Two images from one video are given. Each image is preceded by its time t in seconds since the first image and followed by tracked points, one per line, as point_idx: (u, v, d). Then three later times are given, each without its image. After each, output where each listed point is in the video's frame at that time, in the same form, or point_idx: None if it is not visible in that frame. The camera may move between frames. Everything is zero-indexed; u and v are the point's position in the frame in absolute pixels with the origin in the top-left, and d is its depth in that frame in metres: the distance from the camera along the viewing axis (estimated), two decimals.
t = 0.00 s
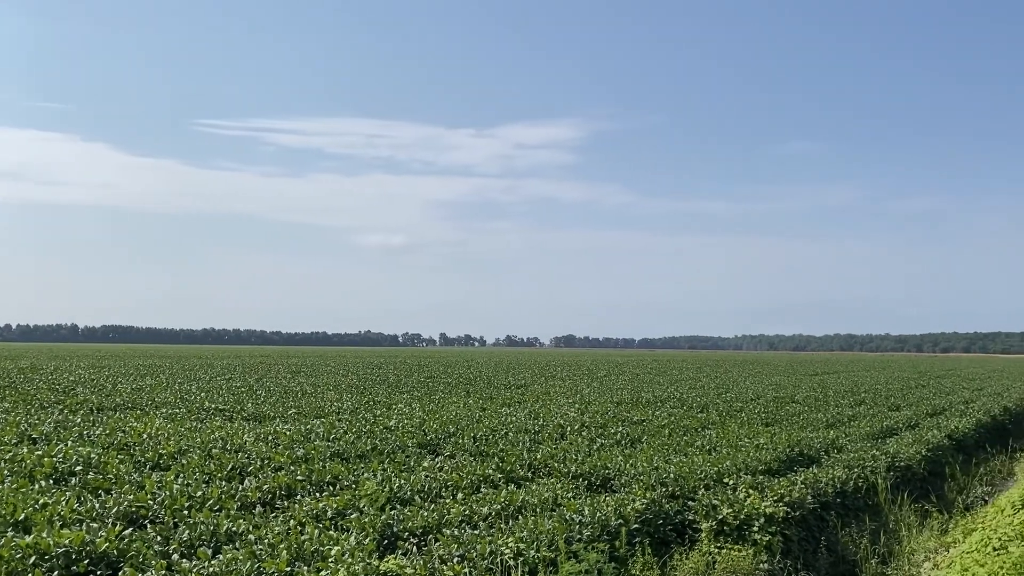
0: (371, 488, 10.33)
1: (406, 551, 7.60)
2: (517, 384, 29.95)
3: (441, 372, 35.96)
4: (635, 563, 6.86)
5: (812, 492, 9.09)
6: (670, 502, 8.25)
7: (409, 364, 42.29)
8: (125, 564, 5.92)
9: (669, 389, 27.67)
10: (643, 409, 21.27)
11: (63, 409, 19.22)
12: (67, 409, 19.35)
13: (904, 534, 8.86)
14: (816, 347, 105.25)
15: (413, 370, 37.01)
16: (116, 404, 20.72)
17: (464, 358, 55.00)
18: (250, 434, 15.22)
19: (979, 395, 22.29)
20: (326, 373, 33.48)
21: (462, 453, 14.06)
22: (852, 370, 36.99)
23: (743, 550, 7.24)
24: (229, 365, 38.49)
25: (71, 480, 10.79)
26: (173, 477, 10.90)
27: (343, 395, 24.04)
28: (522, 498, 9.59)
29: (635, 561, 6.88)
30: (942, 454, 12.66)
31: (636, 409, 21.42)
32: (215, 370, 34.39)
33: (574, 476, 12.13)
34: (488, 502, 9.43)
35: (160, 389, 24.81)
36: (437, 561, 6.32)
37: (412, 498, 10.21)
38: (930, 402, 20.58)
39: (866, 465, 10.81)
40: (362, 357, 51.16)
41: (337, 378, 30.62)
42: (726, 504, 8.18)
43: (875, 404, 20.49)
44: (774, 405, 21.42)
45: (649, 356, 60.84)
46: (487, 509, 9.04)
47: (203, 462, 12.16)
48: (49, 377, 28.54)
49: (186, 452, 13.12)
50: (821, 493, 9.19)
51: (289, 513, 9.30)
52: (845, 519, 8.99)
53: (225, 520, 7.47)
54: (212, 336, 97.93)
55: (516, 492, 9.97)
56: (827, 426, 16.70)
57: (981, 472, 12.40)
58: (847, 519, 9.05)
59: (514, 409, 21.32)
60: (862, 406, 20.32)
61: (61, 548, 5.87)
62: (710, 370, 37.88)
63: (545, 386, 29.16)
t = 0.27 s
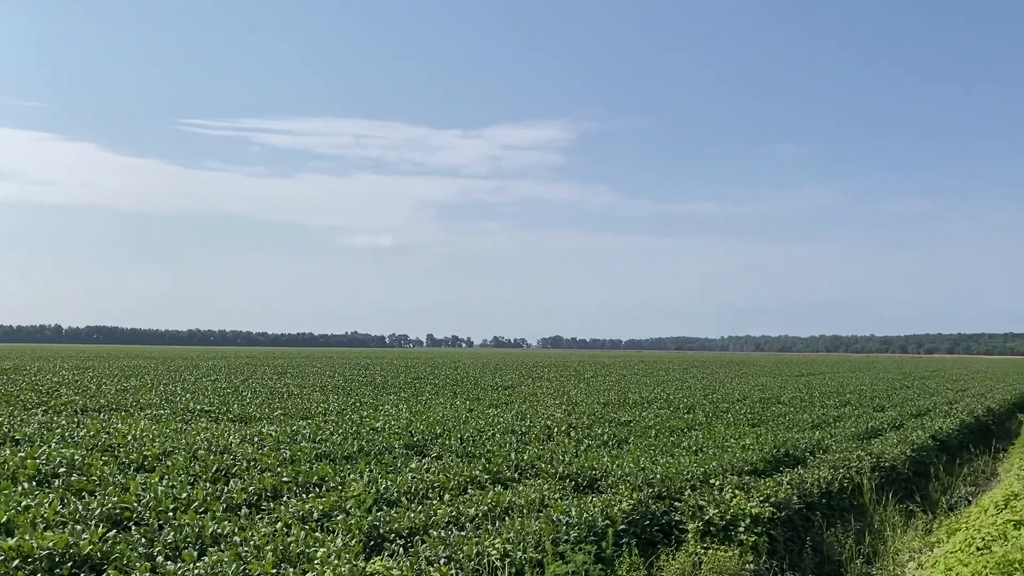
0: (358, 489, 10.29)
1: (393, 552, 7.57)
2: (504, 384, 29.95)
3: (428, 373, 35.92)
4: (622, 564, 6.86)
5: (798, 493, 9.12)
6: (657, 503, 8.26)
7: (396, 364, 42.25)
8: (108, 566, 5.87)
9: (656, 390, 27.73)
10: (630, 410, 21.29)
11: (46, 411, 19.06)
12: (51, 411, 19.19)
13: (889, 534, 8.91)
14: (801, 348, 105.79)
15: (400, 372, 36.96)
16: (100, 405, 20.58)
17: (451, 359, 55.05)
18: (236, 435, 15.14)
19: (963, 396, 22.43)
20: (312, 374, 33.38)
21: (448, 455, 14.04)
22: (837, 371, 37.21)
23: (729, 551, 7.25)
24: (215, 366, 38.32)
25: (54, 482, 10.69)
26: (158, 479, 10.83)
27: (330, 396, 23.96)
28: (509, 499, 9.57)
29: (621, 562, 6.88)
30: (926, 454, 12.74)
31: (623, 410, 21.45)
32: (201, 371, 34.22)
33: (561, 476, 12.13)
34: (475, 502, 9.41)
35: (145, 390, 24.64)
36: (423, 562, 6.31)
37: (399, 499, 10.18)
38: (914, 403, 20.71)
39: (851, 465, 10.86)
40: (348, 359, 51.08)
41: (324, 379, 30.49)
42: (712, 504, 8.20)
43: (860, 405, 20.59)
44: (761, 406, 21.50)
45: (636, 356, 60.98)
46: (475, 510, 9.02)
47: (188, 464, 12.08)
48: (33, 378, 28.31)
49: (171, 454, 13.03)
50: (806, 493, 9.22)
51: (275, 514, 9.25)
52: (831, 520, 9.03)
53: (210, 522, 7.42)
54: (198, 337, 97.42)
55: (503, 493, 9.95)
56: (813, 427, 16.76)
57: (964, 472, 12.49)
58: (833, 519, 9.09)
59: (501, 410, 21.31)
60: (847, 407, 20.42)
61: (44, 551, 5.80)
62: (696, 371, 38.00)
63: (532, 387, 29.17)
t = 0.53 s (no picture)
0: (345, 491, 10.26)
1: (380, 554, 7.55)
2: (492, 386, 29.93)
3: (416, 374, 35.88)
4: (610, 565, 6.86)
5: (784, 493, 9.16)
6: (644, 503, 8.28)
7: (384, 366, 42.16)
8: (93, 568, 5.83)
9: (644, 391, 27.77)
10: (618, 412, 21.32)
11: (31, 412, 18.91)
12: (35, 412, 19.05)
13: (874, 534, 8.95)
14: (788, 349, 106.25)
15: (389, 373, 36.86)
16: (86, 407, 20.44)
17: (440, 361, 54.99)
18: (222, 437, 15.06)
19: (948, 398, 22.57)
20: (300, 375, 33.27)
21: (436, 456, 14.01)
22: (825, 373, 37.34)
23: (716, 552, 7.27)
24: (203, 367, 38.14)
25: (39, 484, 10.61)
26: (143, 481, 10.77)
27: (318, 397, 23.88)
28: (496, 500, 9.57)
29: (609, 563, 6.89)
30: (912, 455, 12.82)
31: (611, 411, 21.47)
32: (188, 373, 34.04)
33: (549, 478, 12.13)
34: (462, 504, 9.39)
35: (132, 392, 24.49)
36: (410, 564, 6.29)
37: (386, 501, 10.16)
38: (900, 404, 20.83)
39: (837, 466, 10.91)
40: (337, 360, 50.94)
41: (312, 381, 30.40)
42: (698, 505, 8.22)
43: (846, 406, 20.70)
44: (748, 407, 21.57)
45: (625, 358, 60.61)
46: (462, 512, 9.00)
47: (174, 466, 12.02)
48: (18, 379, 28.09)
49: (157, 455, 12.96)
50: (792, 493, 9.26)
51: (262, 516, 9.21)
52: (817, 520, 9.07)
53: (196, 524, 7.38)
54: (184, 338, 96.91)
55: (491, 495, 9.94)
56: (800, 428, 16.83)
57: (949, 473, 12.58)
58: (819, 520, 9.12)
59: (489, 411, 21.29)
60: (834, 407, 20.52)
61: (28, 553, 5.75)
62: (684, 372, 38.07)
63: (520, 388, 29.15)
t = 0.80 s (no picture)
0: (332, 492, 10.22)
1: (368, 555, 7.52)
2: (480, 387, 29.90)
3: (404, 375, 35.82)
4: (597, 566, 6.86)
5: (771, 494, 9.18)
6: (632, 504, 8.28)
7: (372, 367, 42.07)
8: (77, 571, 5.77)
9: (632, 392, 27.81)
10: (606, 413, 21.30)
11: (15, 414, 18.77)
12: (20, 414, 18.90)
13: (861, 534, 8.99)
14: (775, 350, 106.61)
15: (376, 374, 36.77)
16: (71, 408, 20.29)
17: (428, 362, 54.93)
18: (209, 438, 14.98)
19: (933, 398, 22.69)
20: (287, 376, 33.15)
21: (424, 457, 13.99)
22: (811, 373, 37.56)
23: (703, 552, 7.27)
24: (189, 368, 37.95)
25: (23, 486, 10.52)
26: (129, 482, 10.69)
27: (305, 398, 23.80)
28: (484, 501, 9.55)
29: (597, 564, 6.88)
30: (898, 455, 12.88)
31: (599, 412, 21.50)
32: (174, 374, 33.84)
33: (537, 479, 12.12)
34: (450, 505, 9.37)
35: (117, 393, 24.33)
36: (397, 565, 6.27)
37: (374, 502, 10.13)
38: (885, 404, 20.94)
39: (824, 466, 10.95)
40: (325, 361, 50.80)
41: (299, 382, 30.28)
42: (686, 505, 8.24)
43: (833, 407, 20.78)
44: (735, 408, 21.65)
45: (612, 359, 60.73)
46: (450, 513, 8.98)
47: (160, 467, 11.94)
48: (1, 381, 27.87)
49: (143, 457, 12.88)
50: (779, 494, 9.28)
51: (249, 518, 9.16)
52: (804, 520, 9.09)
53: (183, 525, 7.34)
54: (171, 339, 96.37)
55: (478, 496, 9.93)
56: (787, 428, 16.89)
57: (934, 473, 12.65)
58: (806, 520, 9.16)
59: (478, 412, 21.28)
60: (820, 408, 20.61)
61: (11, 556, 5.70)
62: (672, 373, 38.16)
63: (509, 389, 29.14)
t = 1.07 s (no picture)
0: (319, 494, 10.18)
1: (355, 557, 7.49)
2: (468, 388, 29.87)
3: (392, 376, 35.76)
4: (585, 567, 6.86)
5: (758, 494, 9.20)
6: (620, 505, 8.29)
7: (360, 368, 41.97)
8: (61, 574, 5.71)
9: (620, 393, 27.86)
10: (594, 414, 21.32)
11: None
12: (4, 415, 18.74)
13: (847, 535, 9.03)
14: (763, 352, 106.97)
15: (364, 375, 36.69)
16: (55, 409, 20.15)
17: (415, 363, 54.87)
18: (195, 440, 14.89)
19: (918, 399, 22.82)
20: (274, 378, 33.03)
21: (412, 459, 13.96)
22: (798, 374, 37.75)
23: (691, 553, 7.28)
24: (175, 369, 37.75)
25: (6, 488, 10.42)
26: (114, 484, 10.61)
27: (292, 400, 23.72)
28: (472, 503, 9.53)
29: (585, 565, 6.88)
30: (884, 456, 12.95)
31: (587, 413, 21.51)
32: (160, 375, 33.64)
33: (525, 480, 12.11)
34: (438, 507, 9.35)
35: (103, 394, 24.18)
36: (384, 567, 6.24)
37: (361, 504, 10.09)
38: (871, 405, 21.06)
39: (810, 467, 10.99)
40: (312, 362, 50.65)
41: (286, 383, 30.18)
42: (673, 506, 8.25)
43: (819, 408, 20.87)
44: (723, 409, 21.71)
45: (598, 360, 60.88)
46: (438, 515, 8.96)
47: (146, 469, 11.86)
48: None
49: (128, 459, 12.79)
50: (766, 495, 9.31)
51: (235, 520, 9.11)
52: (791, 521, 9.12)
53: (168, 527, 7.29)
54: (157, 340, 95.84)
55: (466, 497, 9.91)
56: (774, 429, 16.95)
57: (920, 473, 12.72)
58: (793, 521, 9.18)
59: (465, 413, 21.26)
60: (807, 409, 20.69)
61: None
62: (660, 374, 38.26)
63: (497, 390, 29.11)
